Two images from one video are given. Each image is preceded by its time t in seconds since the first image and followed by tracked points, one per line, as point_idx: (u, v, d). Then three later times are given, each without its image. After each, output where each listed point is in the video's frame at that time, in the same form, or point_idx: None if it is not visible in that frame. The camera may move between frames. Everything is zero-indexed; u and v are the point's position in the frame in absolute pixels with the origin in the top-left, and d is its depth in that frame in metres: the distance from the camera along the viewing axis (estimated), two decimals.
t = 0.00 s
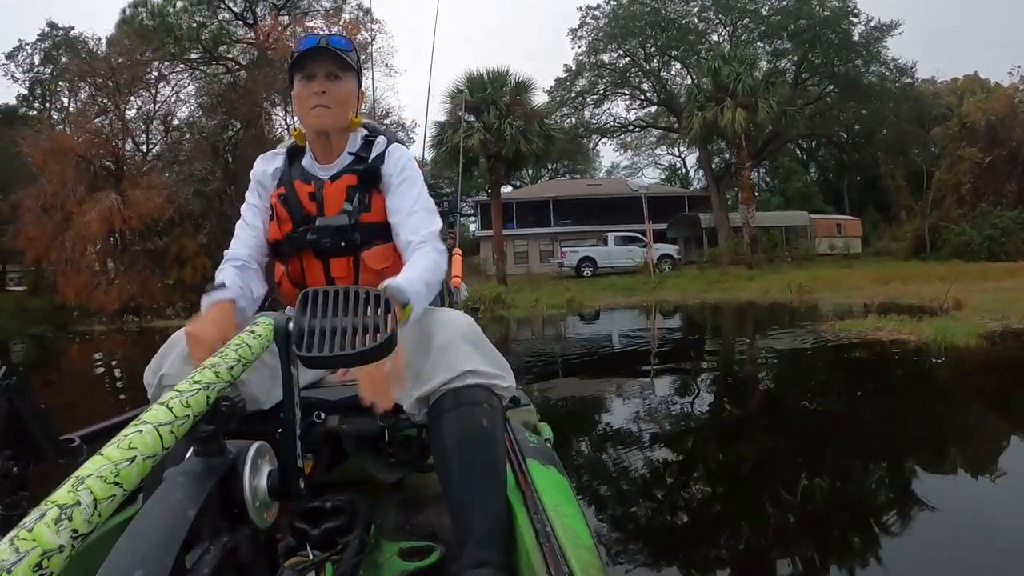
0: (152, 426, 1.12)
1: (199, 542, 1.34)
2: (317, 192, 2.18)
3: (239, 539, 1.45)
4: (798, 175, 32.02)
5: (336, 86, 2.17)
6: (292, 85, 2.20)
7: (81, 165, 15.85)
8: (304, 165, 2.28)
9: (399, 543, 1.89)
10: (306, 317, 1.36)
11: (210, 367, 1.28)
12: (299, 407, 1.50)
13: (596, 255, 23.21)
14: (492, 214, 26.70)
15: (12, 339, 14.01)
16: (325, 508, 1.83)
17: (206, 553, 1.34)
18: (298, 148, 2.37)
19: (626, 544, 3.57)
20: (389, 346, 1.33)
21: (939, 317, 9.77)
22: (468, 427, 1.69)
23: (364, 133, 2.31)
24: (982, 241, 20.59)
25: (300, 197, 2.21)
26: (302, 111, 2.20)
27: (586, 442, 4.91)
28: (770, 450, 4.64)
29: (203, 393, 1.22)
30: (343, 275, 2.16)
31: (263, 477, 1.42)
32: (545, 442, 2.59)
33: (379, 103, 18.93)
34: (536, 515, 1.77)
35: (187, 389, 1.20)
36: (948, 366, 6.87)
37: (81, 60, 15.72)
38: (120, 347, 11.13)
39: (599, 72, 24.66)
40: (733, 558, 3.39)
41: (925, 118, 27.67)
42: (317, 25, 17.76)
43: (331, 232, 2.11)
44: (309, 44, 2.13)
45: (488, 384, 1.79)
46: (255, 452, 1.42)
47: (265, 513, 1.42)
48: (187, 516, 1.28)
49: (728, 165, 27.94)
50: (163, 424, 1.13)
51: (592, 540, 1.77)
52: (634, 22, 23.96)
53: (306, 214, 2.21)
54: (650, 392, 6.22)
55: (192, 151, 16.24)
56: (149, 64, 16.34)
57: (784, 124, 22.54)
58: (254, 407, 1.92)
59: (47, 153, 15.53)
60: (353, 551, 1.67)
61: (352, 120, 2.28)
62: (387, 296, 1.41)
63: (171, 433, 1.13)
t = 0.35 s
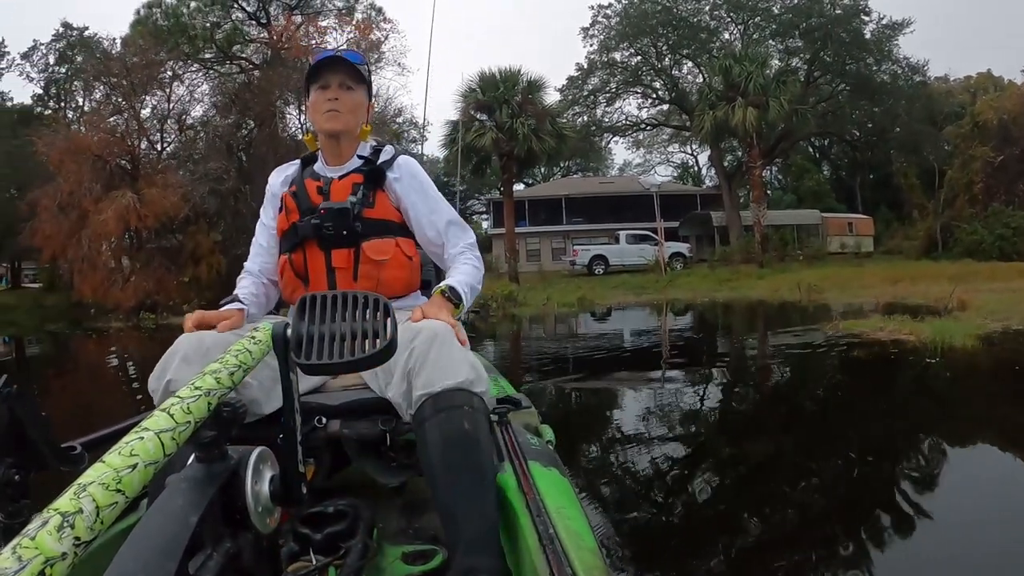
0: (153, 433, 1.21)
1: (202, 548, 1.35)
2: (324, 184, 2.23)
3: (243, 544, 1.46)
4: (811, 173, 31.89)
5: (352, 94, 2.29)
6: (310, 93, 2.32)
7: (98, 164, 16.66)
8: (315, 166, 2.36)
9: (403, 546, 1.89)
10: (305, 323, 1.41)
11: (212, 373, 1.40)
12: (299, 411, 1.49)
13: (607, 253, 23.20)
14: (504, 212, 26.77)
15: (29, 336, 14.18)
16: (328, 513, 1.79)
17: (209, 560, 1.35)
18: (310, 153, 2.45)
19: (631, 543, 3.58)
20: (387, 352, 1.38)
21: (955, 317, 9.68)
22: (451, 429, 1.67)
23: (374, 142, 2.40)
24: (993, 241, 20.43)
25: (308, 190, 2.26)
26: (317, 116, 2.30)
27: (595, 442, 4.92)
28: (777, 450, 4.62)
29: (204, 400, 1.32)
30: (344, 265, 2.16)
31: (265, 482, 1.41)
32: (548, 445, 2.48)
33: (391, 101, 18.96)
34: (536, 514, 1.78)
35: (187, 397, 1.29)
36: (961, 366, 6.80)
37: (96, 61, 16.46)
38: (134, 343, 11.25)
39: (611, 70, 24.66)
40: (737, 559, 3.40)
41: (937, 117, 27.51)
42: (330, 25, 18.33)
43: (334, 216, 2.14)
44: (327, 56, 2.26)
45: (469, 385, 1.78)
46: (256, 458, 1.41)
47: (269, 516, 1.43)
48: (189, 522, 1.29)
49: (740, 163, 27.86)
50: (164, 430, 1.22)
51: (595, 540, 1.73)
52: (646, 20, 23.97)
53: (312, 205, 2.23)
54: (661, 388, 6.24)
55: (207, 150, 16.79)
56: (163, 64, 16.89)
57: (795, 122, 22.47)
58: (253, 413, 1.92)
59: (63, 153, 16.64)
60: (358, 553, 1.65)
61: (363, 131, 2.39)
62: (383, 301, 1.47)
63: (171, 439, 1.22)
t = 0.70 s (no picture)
0: (152, 431, 1.18)
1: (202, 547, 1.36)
2: (335, 177, 2.26)
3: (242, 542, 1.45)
4: (822, 171, 31.78)
5: (366, 96, 2.31)
6: (326, 91, 2.34)
7: (113, 166, 17.04)
8: (327, 161, 2.38)
9: (402, 545, 1.92)
10: (304, 322, 1.41)
11: (211, 372, 1.37)
12: (298, 409, 1.49)
13: (619, 251, 23.18)
14: (514, 212, 26.80)
15: (44, 336, 14.31)
16: (328, 511, 1.83)
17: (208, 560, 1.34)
18: (324, 149, 2.48)
19: (647, 543, 3.57)
20: (387, 350, 1.39)
21: (969, 315, 9.61)
22: (441, 430, 1.65)
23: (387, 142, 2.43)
24: (1006, 239, 20.29)
25: (318, 183, 2.28)
26: (331, 115, 2.33)
27: (608, 448, 4.82)
28: (786, 450, 4.60)
29: (203, 397, 1.29)
30: (350, 258, 2.17)
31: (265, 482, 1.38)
32: (547, 444, 2.47)
33: (403, 102, 19.03)
34: (536, 512, 1.77)
35: (188, 394, 1.27)
36: (973, 365, 6.76)
37: (110, 64, 16.81)
38: (148, 342, 11.33)
39: (621, 69, 24.64)
40: (749, 559, 3.37)
41: (948, 114, 27.35)
42: (342, 26, 18.44)
43: (344, 209, 2.18)
44: (346, 56, 2.27)
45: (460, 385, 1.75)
46: (255, 456, 1.38)
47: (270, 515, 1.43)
48: (189, 521, 1.26)
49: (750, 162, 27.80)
50: (164, 428, 1.19)
51: (596, 538, 1.72)
52: (656, 20, 23.97)
53: (321, 198, 2.25)
54: (673, 390, 6.22)
55: (221, 151, 16.92)
56: (177, 66, 17.14)
57: (805, 120, 22.40)
58: (248, 403, 1.93)
59: (79, 154, 17.03)
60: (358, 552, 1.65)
61: (376, 131, 2.41)
62: (381, 300, 1.49)
63: (170, 438, 1.19)
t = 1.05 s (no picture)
0: (150, 422, 1.17)
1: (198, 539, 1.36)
2: (338, 174, 2.26)
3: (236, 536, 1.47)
4: (833, 167, 31.66)
5: (368, 93, 2.35)
6: (328, 89, 2.37)
7: (127, 169, 17.32)
8: (329, 159, 2.39)
9: (397, 543, 1.95)
10: (303, 318, 1.38)
11: (209, 364, 1.34)
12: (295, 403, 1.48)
13: (629, 249, 23.14)
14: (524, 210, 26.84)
15: (59, 337, 14.43)
16: (322, 507, 1.82)
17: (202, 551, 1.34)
18: (325, 149, 2.50)
19: (656, 540, 3.56)
20: (386, 348, 1.34)
21: (982, 311, 9.54)
22: (413, 437, 1.60)
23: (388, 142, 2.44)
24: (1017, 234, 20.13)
25: (321, 181, 2.28)
26: (334, 112, 2.35)
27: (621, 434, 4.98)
28: (795, 446, 4.58)
29: (200, 391, 1.27)
30: (351, 253, 2.15)
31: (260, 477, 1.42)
32: (543, 444, 2.46)
33: (412, 102, 19.06)
34: (531, 513, 1.78)
35: (185, 386, 1.26)
36: (986, 361, 6.71)
37: (123, 69, 17.04)
38: (160, 343, 11.41)
39: (630, 68, 24.62)
40: (761, 557, 3.35)
41: (958, 110, 27.20)
42: (352, 29, 18.55)
43: (347, 203, 2.17)
44: (349, 55, 2.31)
45: (434, 392, 1.73)
46: (251, 451, 1.41)
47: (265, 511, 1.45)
48: (183, 513, 1.29)
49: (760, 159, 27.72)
50: (161, 420, 1.18)
51: (589, 538, 1.73)
52: (664, 18, 23.96)
53: (324, 192, 2.25)
54: (685, 388, 6.17)
55: (233, 154, 17.03)
56: (188, 69, 17.30)
57: (814, 117, 22.32)
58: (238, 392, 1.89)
59: (93, 159, 17.41)
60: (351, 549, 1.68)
61: (378, 130, 2.43)
62: (382, 295, 1.43)
63: (166, 431, 1.18)
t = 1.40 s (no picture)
0: (150, 426, 1.21)
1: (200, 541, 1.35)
2: (334, 172, 2.24)
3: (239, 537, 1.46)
4: (845, 169, 31.56)
5: (366, 94, 2.35)
6: (326, 90, 2.37)
7: (143, 168, 17.44)
8: (322, 157, 2.39)
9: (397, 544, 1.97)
10: (302, 321, 1.39)
11: (211, 368, 1.40)
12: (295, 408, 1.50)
13: (641, 250, 23.11)
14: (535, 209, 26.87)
15: (71, 332, 14.53)
16: (324, 509, 1.81)
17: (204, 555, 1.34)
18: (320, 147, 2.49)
19: (659, 544, 3.55)
20: (386, 351, 1.36)
21: (994, 315, 9.49)
22: (371, 457, 1.54)
23: (381, 138, 2.44)
24: None
25: (316, 180, 2.26)
26: (331, 114, 2.35)
27: (631, 436, 4.96)
28: (804, 450, 4.57)
29: (202, 394, 1.32)
30: (350, 249, 2.17)
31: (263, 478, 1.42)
32: (545, 445, 2.47)
33: (425, 102, 19.10)
34: (532, 513, 1.79)
35: (187, 390, 1.31)
36: (997, 365, 6.69)
37: (138, 68, 17.25)
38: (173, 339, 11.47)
39: (642, 69, 24.62)
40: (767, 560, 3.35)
41: (970, 113, 27.07)
42: (365, 29, 18.64)
43: (344, 200, 2.15)
44: (347, 58, 2.30)
45: (386, 404, 1.63)
46: (253, 454, 1.43)
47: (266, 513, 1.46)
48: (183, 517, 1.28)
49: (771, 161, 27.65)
50: (162, 424, 1.23)
51: (590, 539, 1.74)
52: (676, 19, 23.95)
53: (320, 192, 2.23)
54: (695, 387, 6.20)
55: (247, 152, 17.41)
56: (202, 68, 17.48)
57: (826, 120, 22.25)
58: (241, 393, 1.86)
59: (109, 156, 17.34)
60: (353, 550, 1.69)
61: (373, 128, 2.43)
62: (383, 299, 1.46)
63: (168, 434, 1.23)
